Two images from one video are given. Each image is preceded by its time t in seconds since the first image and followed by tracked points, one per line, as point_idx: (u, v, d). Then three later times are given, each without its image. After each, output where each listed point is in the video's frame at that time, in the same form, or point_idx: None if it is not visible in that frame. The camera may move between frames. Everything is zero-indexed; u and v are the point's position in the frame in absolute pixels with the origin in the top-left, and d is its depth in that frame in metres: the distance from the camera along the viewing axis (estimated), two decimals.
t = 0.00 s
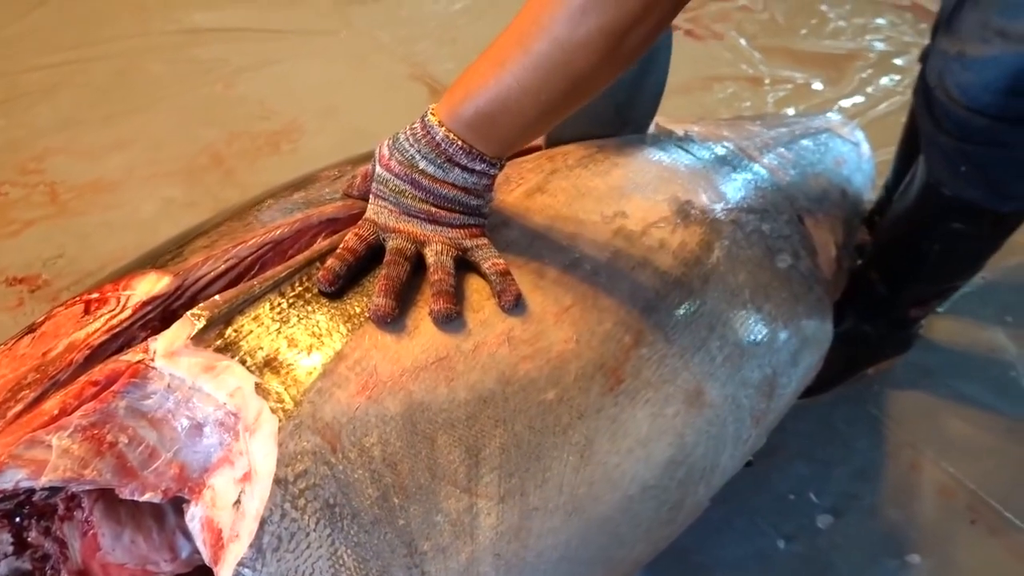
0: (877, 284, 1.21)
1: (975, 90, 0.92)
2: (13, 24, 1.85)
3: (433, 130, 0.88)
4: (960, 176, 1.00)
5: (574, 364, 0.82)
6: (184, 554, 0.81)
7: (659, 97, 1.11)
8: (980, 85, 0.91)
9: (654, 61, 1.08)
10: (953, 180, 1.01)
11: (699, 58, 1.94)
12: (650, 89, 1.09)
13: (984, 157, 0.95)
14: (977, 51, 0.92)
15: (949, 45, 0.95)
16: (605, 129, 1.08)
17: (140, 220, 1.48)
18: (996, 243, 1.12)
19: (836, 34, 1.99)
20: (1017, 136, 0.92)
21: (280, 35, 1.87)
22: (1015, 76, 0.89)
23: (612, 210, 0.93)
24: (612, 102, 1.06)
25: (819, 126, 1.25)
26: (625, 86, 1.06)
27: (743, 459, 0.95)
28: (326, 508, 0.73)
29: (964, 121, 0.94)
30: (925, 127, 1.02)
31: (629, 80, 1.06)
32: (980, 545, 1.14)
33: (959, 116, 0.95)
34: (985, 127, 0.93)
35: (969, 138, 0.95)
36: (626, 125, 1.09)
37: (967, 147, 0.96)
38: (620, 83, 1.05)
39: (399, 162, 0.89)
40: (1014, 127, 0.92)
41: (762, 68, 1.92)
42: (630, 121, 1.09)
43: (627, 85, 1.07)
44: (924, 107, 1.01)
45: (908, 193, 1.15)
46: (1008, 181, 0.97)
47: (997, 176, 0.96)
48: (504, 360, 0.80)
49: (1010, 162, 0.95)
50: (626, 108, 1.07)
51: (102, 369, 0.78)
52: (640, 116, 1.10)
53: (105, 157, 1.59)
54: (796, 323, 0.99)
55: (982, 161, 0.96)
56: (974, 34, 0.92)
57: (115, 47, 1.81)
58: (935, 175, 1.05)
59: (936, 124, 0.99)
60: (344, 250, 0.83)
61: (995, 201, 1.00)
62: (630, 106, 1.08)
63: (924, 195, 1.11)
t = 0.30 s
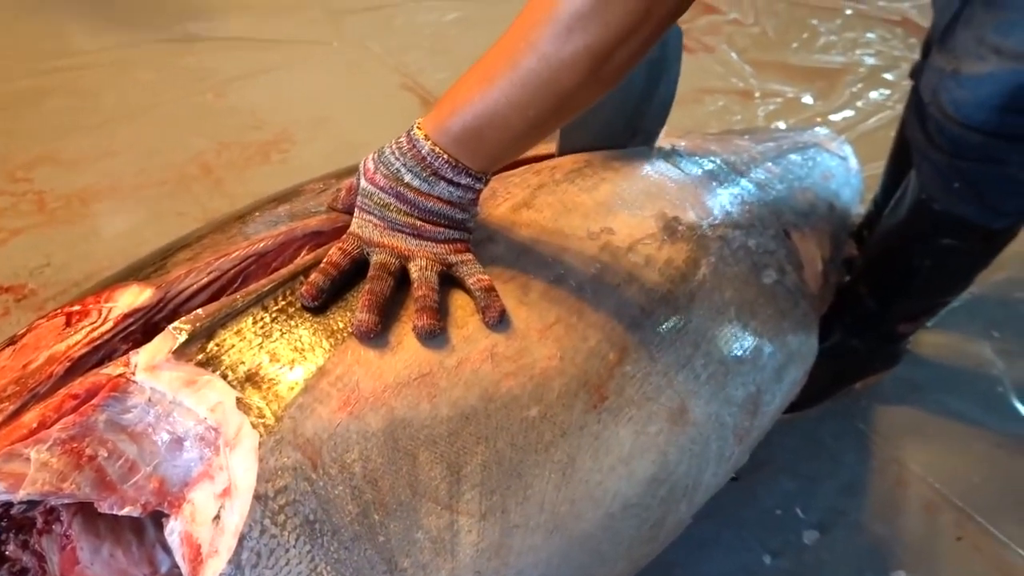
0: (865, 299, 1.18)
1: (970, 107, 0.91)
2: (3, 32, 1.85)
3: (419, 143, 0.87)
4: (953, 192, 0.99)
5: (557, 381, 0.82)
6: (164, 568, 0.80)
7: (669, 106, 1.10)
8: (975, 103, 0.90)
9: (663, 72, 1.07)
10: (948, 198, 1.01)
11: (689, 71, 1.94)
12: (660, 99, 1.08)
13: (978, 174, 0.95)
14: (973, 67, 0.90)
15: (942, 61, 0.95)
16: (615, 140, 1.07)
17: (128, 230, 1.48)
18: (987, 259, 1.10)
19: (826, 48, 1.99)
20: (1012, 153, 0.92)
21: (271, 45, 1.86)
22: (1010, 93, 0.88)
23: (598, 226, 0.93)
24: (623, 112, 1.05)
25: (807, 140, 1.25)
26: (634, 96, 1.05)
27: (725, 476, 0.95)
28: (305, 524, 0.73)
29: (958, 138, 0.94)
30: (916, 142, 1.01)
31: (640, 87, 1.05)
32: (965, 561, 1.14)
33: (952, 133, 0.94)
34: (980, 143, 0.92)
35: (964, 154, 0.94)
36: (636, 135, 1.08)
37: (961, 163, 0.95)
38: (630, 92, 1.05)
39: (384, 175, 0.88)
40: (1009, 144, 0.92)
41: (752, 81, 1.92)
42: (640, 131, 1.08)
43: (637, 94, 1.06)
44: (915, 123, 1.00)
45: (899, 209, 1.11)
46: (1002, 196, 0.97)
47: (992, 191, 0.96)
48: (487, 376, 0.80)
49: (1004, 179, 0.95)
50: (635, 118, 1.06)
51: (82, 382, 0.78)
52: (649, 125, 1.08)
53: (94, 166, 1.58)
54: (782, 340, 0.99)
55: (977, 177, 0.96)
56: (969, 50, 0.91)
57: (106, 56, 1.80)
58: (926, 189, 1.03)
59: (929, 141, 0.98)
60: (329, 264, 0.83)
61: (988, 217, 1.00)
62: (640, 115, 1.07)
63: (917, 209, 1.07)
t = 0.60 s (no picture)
0: (857, 308, 1.18)
1: (962, 116, 0.90)
2: None
3: (409, 151, 0.87)
4: (946, 202, 0.98)
5: (544, 392, 0.82)
6: None
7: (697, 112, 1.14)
8: (968, 111, 0.89)
9: (690, 80, 1.12)
10: (939, 206, 0.99)
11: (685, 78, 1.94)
12: (689, 105, 1.12)
13: (971, 182, 0.94)
14: (966, 75, 0.88)
15: (935, 69, 0.93)
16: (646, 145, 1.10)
17: (120, 236, 1.48)
18: (981, 267, 1.09)
19: (822, 56, 1.99)
20: (1006, 162, 0.91)
21: (266, 50, 1.86)
22: (1004, 102, 0.87)
23: (589, 236, 0.92)
24: (656, 117, 1.09)
25: (801, 148, 1.25)
26: (664, 101, 1.09)
27: (711, 489, 0.95)
28: (288, 534, 0.73)
29: (950, 146, 0.92)
30: (910, 150, 0.99)
31: (671, 95, 1.09)
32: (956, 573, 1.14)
33: (946, 141, 0.92)
34: (974, 151, 0.91)
35: (958, 163, 0.93)
36: (666, 140, 1.12)
37: (955, 172, 0.94)
38: (662, 98, 1.09)
39: (374, 183, 0.88)
40: (1001, 153, 0.91)
41: (747, 89, 1.92)
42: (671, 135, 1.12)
43: (667, 100, 1.10)
44: (909, 131, 0.99)
45: (892, 219, 1.11)
46: (994, 206, 0.96)
47: (984, 201, 0.95)
48: (473, 386, 0.80)
49: (997, 187, 0.94)
50: (665, 123, 1.10)
51: (66, 389, 0.77)
52: (678, 129, 1.13)
53: (88, 171, 1.58)
54: (770, 352, 0.99)
55: (971, 187, 0.94)
56: (962, 58, 0.89)
57: (102, 61, 1.80)
58: (919, 200, 1.03)
59: (922, 149, 0.97)
60: (316, 272, 0.83)
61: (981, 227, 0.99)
62: (670, 120, 1.11)
63: (911, 218, 1.06)
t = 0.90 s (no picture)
0: (851, 314, 1.18)
1: (958, 119, 0.89)
2: None
3: (397, 156, 0.86)
4: (940, 207, 0.98)
5: (533, 400, 0.81)
6: None
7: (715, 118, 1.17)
8: (964, 114, 0.88)
9: (710, 87, 1.14)
10: (934, 211, 0.99)
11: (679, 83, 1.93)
12: (709, 111, 1.15)
13: (968, 187, 0.93)
14: (962, 77, 0.88)
15: (932, 73, 0.93)
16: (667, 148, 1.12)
17: (112, 242, 1.47)
18: (975, 274, 1.08)
19: (817, 61, 1.99)
20: (1002, 167, 0.90)
21: (261, 55, 1.86)
22: (1000, 105, 0.86)
23: (581, 243, 0.92)
24: (678, 122, 1.11)
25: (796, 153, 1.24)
26: (685, 107, 1.12)
27: (701, 499, 0.94)
28: (273, 542, 0.73)
29: (947, 150, 0.92)
30: (906, 156, 0.99)
31: (693, 101, 1.11)
32: None
33: (943, 145, 0.92)
34: (970, 155, 0.91)
35: (953, 168, 0.93)
36: (686, 144, 1.14)
37: (951, 177, 0.94)
38: (684, 104, 1.11)
39: (362, 188, 0.87)
40: (997, 157, 0.90)
41: (742, 94, 1.91)
42: (691, 139, 1.15)
43: (688, 105, 1.12)
44: (906, 135, 0.98)
45: (887, 224, 1.10)
46: (989, 211, 0.96)
47: (980, 206, 0.95)
48: (462, 394, 0.79)
49: (993, 193, 0.93)
50: (684, 128, 1.13)
51: (50, 397, 0.77)
52: (697, 134, 1.15)
53: (81, 177, 1.58)
54: (762, 360, 0.98)
55: (966, 192, 0.94)
56: (959, 61, 0.89)
57: (96, 66, 1.80)
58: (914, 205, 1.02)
59: (918, 155, 0.96)
60: (303, 278, 0.82)
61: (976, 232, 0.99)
62: (690, 124, 1.13)
63: (906, 223, 1.05)
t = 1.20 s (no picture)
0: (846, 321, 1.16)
1: (951, 121, 0.88)
2: None
3: (385, 164, 0.86)
4: (934, 211, 0.97)
5: (522, 409, 0.81)
6: None
7: (738, 122, 1.17)
8: (958, 116, 0.88)
9: (733, 92, 1.14)
10: (927, 213, 0.98)
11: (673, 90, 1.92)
12: (731, 114, 1.15)
13: (961, 191, 0.93)
14: (955, 78, 0.87)
15: (925, 76, 0.92)
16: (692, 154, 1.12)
17: (105, 253, 1.47)
18: (971, 276, 1.06)
19: (812, 65, 1.98)
20: (996, 170, 0.90)
21: (254, 65, 1.85)
22: (994, 106, 0.86)
23: (570, 251, 0.91)
24: (702, 128, 1.11)
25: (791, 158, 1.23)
26: (709, 113, 1.12)
27: (693, 508, 0.94)
28: (259, 555, 0.72)
29: (940, 154, 0.91)
30: (900, 161, 0.98)
31: (716, 106, 1.11)
32: None
33: (936, 148, 0.91)
34: (963, 158, 0.90)
35: (947, 171, 0.92)
36: (710, 149, 1.14)
37: (944, 181, 0.93)
38: (708, 109, 1.10)
39: (349, 197, 0.86)
40: (991, 160, 0.89)
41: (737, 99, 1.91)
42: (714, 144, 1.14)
43: (712, 111, 1.12)
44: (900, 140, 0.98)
45: (880, 230, 1.08)
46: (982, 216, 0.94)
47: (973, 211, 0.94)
48: (449, 404, 0.79)
49: (986, 196, 0.92)
50: (709, 134, 1.13)
51: (35, 410, 0.76)
52: (721, 139, 1.15)
53: (74, 188, 1.57)
54: (755, 368, 0.98)
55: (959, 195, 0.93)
56: (953, 61, 0.88)
57: (90, 77, 1.80)
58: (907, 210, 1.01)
59: (912, 159, 0.95)
60: (289, 288, 0.81)
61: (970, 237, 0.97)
62: (714, 129, 1.13)
63: (900, 229, 1.04)
